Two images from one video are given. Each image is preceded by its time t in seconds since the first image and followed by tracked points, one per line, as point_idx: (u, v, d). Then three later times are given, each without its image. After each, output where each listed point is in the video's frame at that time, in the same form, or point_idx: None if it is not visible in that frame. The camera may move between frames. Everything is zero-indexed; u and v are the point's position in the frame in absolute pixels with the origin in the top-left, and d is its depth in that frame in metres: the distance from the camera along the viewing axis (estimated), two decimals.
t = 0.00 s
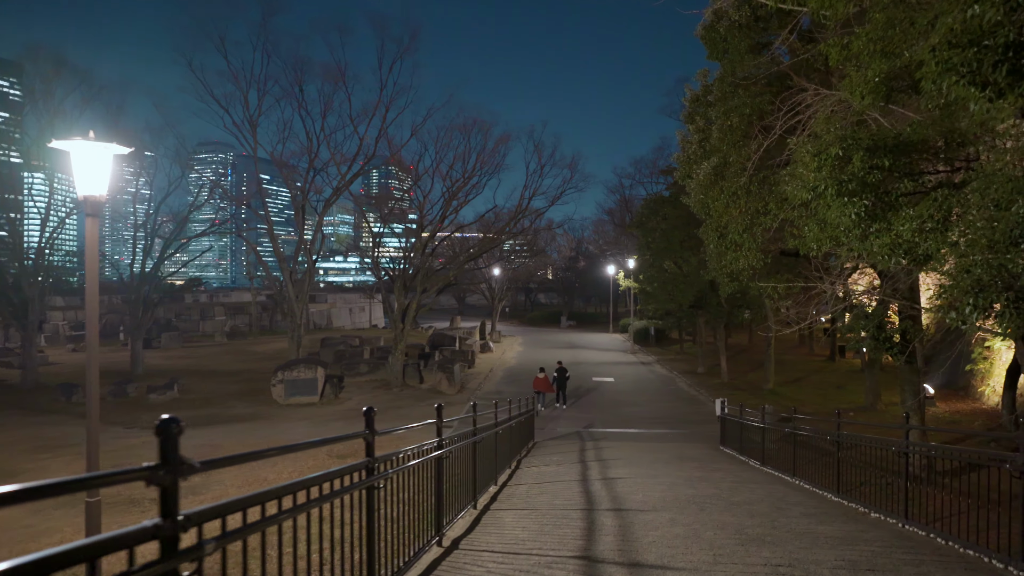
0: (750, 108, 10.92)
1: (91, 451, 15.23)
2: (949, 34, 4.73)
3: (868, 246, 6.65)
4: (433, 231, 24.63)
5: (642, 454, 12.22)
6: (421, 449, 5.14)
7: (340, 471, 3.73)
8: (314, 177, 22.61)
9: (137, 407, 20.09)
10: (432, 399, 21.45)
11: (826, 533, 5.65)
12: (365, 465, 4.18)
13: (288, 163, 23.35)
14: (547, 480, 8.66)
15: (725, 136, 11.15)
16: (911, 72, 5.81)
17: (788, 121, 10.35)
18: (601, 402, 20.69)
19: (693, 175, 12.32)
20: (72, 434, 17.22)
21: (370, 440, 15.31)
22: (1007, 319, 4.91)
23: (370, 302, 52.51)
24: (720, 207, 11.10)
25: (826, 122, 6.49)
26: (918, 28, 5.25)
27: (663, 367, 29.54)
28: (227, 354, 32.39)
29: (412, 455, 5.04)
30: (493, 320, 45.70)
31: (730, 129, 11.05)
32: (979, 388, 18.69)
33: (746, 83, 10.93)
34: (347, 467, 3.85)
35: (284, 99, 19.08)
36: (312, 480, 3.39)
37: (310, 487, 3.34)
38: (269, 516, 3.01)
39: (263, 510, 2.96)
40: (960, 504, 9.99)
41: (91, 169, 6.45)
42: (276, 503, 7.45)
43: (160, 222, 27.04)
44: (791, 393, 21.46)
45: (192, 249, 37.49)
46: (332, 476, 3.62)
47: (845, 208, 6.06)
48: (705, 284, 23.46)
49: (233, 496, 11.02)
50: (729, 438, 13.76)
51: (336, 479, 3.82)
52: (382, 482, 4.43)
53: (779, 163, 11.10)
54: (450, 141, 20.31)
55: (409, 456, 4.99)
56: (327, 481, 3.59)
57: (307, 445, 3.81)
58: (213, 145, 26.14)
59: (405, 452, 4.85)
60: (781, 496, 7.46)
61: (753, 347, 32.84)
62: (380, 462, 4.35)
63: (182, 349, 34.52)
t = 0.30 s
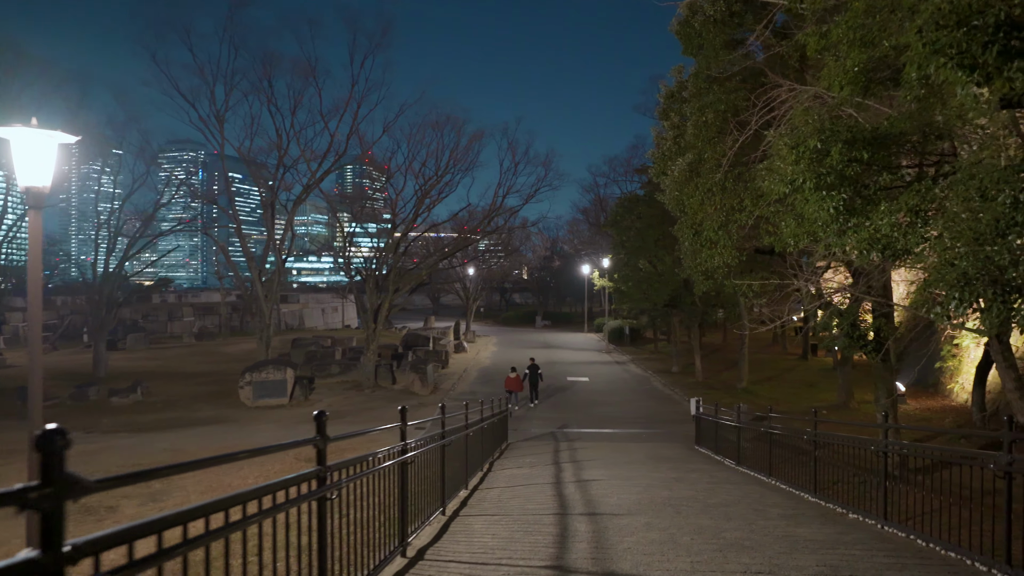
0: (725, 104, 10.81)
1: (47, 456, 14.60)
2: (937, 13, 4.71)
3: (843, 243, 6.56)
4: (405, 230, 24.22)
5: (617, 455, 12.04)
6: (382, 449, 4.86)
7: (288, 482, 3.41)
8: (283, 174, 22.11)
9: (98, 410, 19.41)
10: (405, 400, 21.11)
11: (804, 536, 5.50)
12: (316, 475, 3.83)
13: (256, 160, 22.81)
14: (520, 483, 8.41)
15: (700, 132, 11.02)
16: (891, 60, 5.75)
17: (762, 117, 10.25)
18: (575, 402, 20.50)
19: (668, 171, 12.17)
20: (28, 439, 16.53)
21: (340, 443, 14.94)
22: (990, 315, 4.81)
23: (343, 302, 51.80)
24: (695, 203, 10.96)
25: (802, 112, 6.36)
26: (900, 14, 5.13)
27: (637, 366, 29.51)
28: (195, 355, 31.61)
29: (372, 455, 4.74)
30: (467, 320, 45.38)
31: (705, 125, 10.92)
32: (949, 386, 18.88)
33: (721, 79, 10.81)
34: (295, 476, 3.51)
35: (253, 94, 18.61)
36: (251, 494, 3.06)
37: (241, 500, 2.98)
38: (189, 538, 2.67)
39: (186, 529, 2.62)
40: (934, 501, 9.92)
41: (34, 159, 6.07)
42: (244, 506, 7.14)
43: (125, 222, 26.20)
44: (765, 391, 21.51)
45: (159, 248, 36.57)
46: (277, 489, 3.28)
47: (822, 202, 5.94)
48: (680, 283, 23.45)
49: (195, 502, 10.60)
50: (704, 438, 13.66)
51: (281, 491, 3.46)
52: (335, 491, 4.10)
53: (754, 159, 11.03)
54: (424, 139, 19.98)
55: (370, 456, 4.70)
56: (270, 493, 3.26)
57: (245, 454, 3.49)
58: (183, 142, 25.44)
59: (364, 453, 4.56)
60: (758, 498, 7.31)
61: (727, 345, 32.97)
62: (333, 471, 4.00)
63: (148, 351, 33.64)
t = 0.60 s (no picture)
0: (706, 99, 10.66)
1: (12, 461, 14.08)
2: None
3: (829, 237, 6.45)
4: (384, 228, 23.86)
5: (598, 457, 11.84)
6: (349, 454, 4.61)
7: (227, 495, 3.04)
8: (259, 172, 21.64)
9: (68, 413, 18.86)
10: (384, 401, 20.80)
11: (790, 539, 5.34)
12: (267, 485, 3.38)
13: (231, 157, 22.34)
14: (499, 486, 8.18)
15: (682, 128, 10.83)
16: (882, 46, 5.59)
17: (745, 113, 10.11)
18: (557, 403, 20.31)
19: (651, 168, 11.96)
20: None
21: (317, 446, 14.61)
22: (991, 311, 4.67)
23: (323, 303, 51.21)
24: (678, 200, 10.77)
25: (788, 103, 6.20)
26: None
27: (620, 366, 29.41)
28: (171, 356, 31.02)
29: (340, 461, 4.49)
30: (449, 320, 45.08)
31: (687, 120, 10.73)
32: (929, 384, 18.93)
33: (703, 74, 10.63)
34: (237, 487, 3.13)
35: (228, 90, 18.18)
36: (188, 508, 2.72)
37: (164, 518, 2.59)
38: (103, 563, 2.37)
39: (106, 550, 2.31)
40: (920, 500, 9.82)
41: None
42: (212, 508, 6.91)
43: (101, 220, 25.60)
44: (746, 391, 21.49)
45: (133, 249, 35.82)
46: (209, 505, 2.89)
47: (811, 195, 5.78)
48: (661, 282, 23.38)
49: (164, 508, 10.21)
50: (687, 439, 13.54)
51: (227, 503, 3.07)
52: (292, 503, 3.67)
53: (737, 155, 10.90)
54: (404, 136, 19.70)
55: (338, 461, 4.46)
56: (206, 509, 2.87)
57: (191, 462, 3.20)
58: (160, 141, 24.94)
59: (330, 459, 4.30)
60: (741, 500, 7.15)
61: (708, 345, 33.03)
62: (286, 479, 3.56)
63: (122, 352, 32.94)
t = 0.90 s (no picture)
0: (704, 93, 10.46)
1: None
2: None
3: (833, 234, 6.21)
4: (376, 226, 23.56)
5: (593, 458, 11.60)
6: (326, 460, 4.35)
7: (183, 506, 2.74)
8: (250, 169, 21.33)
9: (52, 413, 18.50)
10: (376, 402, 20.52)
11: (795, 547, 5.11)
12: (232, 495, 3.04)
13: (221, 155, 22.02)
14: (492, 490, 7.93)
15: (679, 123, 10.63)
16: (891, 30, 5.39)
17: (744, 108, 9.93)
18: (551, 403, 20.08)
19: (647, 164, 11.76)
20: None
21: (307, 446, 14.34)
22: (1007, 305, 4.48)
23: (316, 303, 50.85)
24: (675, 196, 10.56)
25: (791, 92, 6.00)
26: None
27: (614, 366, 29.18)
28: (160, 356, 30.64)
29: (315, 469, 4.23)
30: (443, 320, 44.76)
31: (684, 115, 10.53)
32: (925, 384, 18.76)
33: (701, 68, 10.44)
34: (194, 496, 2.82)
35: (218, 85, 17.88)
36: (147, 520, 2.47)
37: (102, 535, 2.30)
38: None
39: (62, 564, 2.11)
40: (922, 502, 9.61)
41: None
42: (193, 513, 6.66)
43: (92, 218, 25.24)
44: (742, 391, 21.30)
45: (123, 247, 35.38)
46: (171, 516, 2.64)
47: (815, 185, 5.55)
48: (656, 282, 23.19)
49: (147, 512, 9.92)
50: (683, 440, 13.32)
51: (186, 514, 2.78)
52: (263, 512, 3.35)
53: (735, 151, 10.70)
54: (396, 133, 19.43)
55: (311, 470, 4.20)
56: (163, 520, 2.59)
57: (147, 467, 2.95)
58: (154, 140, 24.54)
59: (304, 466, 4.04)
60: (741, 504, 6.92)
61: (703, 345, 32.86)
62: (255, 488, 3.23)
63: (110, 352, 32.53)
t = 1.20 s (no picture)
0: (703, 85, 10.25)
1: None
2: None
3: (841, 225, 5.97)
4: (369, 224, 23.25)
5: (591, 458, 11.37)
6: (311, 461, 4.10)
7: (146, 509, 2.48)
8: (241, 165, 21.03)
9: (39, 414, 18.17)
10: (370, 401, 20.26)
11: (805, 550, 4.88)
12: (198, 499, 2.74)
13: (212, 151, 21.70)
14: (487, 491, 7.69)
15: (678, 115, 10.40)
16: (899, 14, 5.20)
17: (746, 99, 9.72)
18: (547, 402, 19.84)
19: (645, 158, 11.54)
20: None
21: (299, 447, 14.07)
22: None
23: (310, 302, 50.48)
24: (674, 189, 10.32)
25: (799, 75, 5.78)
26: None
27: (610, 365, 28.95)
28: (151, 356, 30.28)
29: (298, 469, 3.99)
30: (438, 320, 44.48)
31: (683, 106, 10.30)
32: (924, 382, 18.57)
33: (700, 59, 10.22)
34: (155, 501, 2.52)
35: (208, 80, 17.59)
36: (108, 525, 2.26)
37: (32, 550, 1.99)
38: None
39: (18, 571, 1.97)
40: (927, 501, 9.40)
41: None
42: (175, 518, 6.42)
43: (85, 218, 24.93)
44: (739, 390, 21.11)
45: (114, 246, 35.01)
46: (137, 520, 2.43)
47: (822, 171, 5.33)
48: (653, 279, 22.95)
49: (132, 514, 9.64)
50: (682, 439, 13.10)
51: (152, 518, 2.54)
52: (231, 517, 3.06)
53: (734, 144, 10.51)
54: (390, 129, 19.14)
55: (294, 471, 3.95)
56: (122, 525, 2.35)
57: (104, 468, 2.68)
58: (148, 140, 24.29)
59: (286, 467, 3.78)
60: (744, 504, 6.70)
61: (700, 344, 32.68)
62: (225, 491, 2.93)
63: (101, 352, 32.15)
